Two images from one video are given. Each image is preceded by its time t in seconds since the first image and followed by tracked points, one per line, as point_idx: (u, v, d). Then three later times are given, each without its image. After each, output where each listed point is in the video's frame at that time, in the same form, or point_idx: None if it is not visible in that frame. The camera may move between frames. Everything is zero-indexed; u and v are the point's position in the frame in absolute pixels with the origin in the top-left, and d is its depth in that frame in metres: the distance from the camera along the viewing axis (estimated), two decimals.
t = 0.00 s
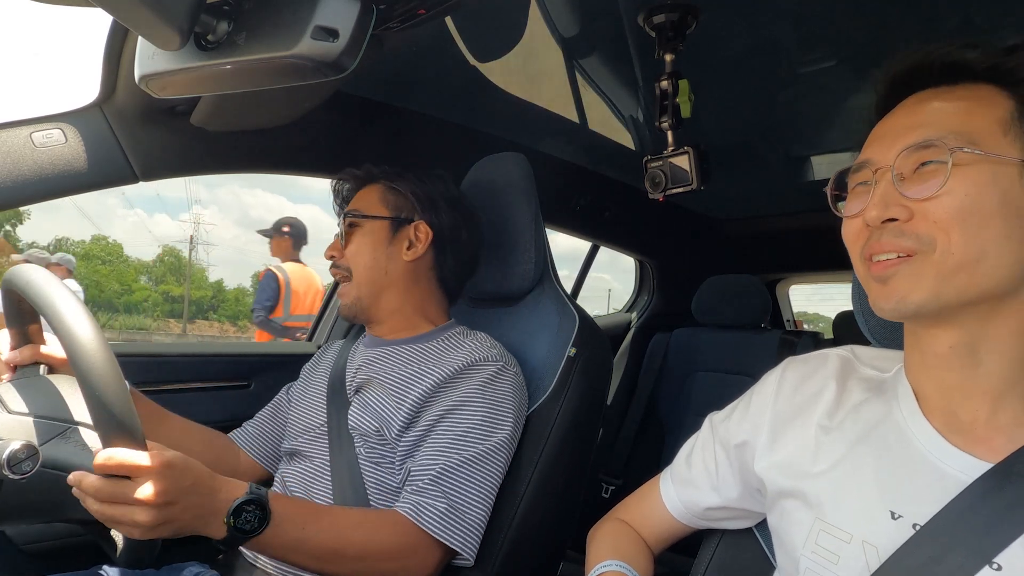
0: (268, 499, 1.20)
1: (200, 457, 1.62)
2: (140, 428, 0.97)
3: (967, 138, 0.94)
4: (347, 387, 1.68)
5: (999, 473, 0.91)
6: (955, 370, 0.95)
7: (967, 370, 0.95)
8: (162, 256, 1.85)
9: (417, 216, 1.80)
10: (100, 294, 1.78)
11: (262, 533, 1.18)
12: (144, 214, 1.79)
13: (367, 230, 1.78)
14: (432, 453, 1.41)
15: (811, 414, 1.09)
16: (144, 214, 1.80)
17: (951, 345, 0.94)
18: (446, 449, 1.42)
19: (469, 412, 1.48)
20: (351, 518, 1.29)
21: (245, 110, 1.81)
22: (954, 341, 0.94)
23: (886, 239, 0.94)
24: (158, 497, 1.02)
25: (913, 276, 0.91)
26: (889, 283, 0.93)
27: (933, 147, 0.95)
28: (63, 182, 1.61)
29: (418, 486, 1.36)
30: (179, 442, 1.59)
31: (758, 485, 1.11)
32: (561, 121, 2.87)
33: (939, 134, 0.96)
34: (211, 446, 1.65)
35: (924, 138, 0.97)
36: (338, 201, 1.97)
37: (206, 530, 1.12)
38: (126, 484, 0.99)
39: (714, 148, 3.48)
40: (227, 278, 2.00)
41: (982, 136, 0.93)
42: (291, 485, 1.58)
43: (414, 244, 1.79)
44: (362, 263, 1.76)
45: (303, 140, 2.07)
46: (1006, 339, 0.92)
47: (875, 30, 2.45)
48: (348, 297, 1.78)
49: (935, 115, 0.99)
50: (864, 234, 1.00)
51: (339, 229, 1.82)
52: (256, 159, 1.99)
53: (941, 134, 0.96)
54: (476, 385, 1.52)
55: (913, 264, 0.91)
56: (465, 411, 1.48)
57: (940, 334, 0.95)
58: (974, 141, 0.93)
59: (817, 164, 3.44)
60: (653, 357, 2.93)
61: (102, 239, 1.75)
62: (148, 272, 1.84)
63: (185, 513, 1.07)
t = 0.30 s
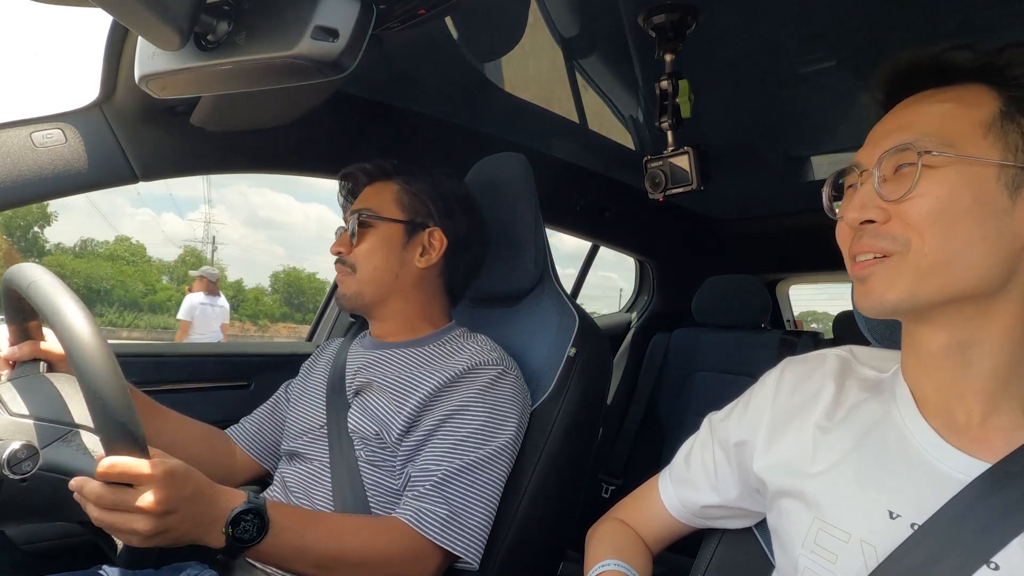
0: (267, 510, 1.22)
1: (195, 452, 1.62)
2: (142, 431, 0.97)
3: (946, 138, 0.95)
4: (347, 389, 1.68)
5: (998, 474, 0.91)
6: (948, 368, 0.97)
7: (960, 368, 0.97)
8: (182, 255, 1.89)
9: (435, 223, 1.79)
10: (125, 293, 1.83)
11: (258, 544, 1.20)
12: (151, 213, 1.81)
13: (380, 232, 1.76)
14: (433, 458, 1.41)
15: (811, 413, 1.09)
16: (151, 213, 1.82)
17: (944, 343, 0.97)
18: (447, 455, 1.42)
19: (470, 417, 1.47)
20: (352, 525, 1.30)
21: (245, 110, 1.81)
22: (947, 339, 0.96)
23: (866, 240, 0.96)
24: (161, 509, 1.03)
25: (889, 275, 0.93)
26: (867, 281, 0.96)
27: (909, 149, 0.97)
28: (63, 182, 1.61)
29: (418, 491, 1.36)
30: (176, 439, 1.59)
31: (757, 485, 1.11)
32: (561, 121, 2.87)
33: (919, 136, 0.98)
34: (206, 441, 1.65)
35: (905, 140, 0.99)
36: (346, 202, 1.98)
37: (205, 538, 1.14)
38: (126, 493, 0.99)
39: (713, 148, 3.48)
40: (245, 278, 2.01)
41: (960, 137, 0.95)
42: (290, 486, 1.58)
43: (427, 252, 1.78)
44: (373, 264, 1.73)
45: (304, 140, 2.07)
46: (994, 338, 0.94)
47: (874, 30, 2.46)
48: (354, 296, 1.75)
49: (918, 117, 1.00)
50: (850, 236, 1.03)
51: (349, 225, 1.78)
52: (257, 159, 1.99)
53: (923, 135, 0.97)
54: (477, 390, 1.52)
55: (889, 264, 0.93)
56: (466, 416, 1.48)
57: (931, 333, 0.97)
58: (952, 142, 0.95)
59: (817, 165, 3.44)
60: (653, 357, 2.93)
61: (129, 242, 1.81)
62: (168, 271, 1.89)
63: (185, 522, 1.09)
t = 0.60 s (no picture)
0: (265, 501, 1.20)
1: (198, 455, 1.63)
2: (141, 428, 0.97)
3: (913, 145, 0.99)
4: (347, 390, 1.68)
5: (1002, 476, 0.91)
6: (944, 370, 0.98)
7: (954, 367, 0.97)
8: (203, 259, 1.87)
9: (428, 223, 1.80)
10: (150, 297, 1.82)
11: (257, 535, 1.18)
12: (159, 215, 1.81)
13: (374, 234, 1.76)
14: (433, 459, 1.41)
15: (814, 415, 1.09)
16: (160, 215, 1.81)
17: (940, 344, 0.97)
18: (447, 456, 1.42)
19: (471, 419, 1.47)
20: (354, 524, 1.29)
21: (245, 109, 1.81)
22: (942, 340, 0.97)
23: (841, 247, 1.02)
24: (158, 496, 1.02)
25: (860, 281, 0.98)
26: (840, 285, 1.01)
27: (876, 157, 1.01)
28: (63, 182, 1.61)
29: (418, 492, 1.36)
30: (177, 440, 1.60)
31: (758, 486, 1.11)
32: (561, 121, 2.87)
33: (890, 143, 1.01)
34: (210, 445, 1.66)
35: (879, 147, 1.03)
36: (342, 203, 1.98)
37: (204, 530, 1.13)
38: (124, 479, 0.99)
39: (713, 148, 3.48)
40: (263, 280, 1.98)
41: (927, 144, 0.98)
42: (291, 487, 1.58)
43: (423, 250, 1.78)
44: (368, 267, 1.74)
45: (303, 139, 2.07)
46: (987, 337, 0.95)
47: (874, 30, 2.46)
48: (353, 301, 1.75)
49: (893, 124, 1.04)
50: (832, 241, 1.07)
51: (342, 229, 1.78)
52: (257, 158, 1.99)
53: (894, 142, 1.01)
54: (478, 392, 1.52)
55: (858, 271, 0.99)
56: (467, 418, 1.48)
57: (927, 334, 0.98)
58: (919, 148, 0.98)
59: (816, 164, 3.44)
60: (653, 357, 2.93)
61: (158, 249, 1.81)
62: (189, 274, 1.87)
63: (183, 511, 1.08)
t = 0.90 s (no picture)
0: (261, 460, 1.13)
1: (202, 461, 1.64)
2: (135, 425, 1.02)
3: (918, 145, 0.98)
4: (347, 388, 1.68)
5: (1002, 476, 0.91)
6: (944, 372, 0.97)
7: (953, 371, 0.97)
8: (219, 263, 1.96)
9: (400, 224, 1.76)
10: (168, 300, 1.92)
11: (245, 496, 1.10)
12: (162, 216, 1.85)
13: (352, 239, 1.76)
14: (427, 450, 1.41)
15: (814, 414, 1.09)
16: (163, 217, 1.85)
17: (939, 346, 0.97)
18: (440, 446, 1.41)
19: (468, 414, 1.48)
20: (346, 499, 1.25)
21: (245, 110, 1.81)
22: (942, 342, 0.96)
23: (842, 250, 1.01)
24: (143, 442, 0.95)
25: (861, 282, 0.98)
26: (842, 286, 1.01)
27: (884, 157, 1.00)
28: (63, 182, 1.61)
29: (408, 477, 1.36)
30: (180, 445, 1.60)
31: (758, 487, 1.11)
32: (561, 121, 2.87)
33: (894, 144, 1.01)
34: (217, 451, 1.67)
35: (883, 148, 1.02)
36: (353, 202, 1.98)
37: (193, 487, 1.04)
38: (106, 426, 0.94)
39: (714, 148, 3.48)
40: (278, 283, 2.11)
41: (932, 144, 0.97)
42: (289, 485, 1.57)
43: (395, 252, 1.75)
44: (347, 272, 1.75)
45: (303, 139, 2.07)
46: (985, 338, 0.94)
47: (873, 31, 2.46)
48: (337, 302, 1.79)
49: (895, 125, 1.04)
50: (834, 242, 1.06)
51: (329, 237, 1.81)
52: (257, 159, 1.99)
53: (899, 143, 1.00)
54: (475, 388, 1.52)
55: (859, 271, 0.99)
56: (463, 413, 1.48)
57: (927, 336, 0.97)
58: (923, 148, 0.98)
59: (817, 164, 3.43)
60: (653, 357, 2.93)
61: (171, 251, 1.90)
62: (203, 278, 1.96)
63: (172, 465, 1.00)
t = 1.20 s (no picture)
0: (261, 465, 1.14)
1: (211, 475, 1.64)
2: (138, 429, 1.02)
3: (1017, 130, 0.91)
4: (348, 389, 1.68)
5: (1003, 476, 0.90)
6: (966, 373, 0.94)
7: (983, 373, 0.93)
8: (232, 264, 1.99)
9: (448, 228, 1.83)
10: (184, 300, 1.95)
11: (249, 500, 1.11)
12: (162, 215, 1.84)
13: (395, 227, 1.78)
14: (429, 452, 1.41)
15: (814, 413, 1.09)
16: (162, 215, 1.84)
17: (969, 350, 0.93)
18: (443, 448, 1.41)
19: (470, 416, 1.48)
20: (348, 503, 1.25)
21: (244, 110, 1.81)
22: (971, 344, 0.92)
23: (931, 235, 0.88)
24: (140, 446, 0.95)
25: (957, 271, 0.86)
26: (931, 276, 0.88)
27: (984, 139, 0.90)
28: (63, 182, 1.62)
29: (410, 479, 1.36)
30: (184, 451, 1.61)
31: (759, 486, 1.11)
32: (561, 121, 2.87)
33: (985, 127, 0.93)
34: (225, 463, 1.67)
35: (972, 129, 0.93)
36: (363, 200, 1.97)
37: (193, 494, 1.04)
38: (108, 430, 0.93)
39: (714, 148, 3.48)
40: (289, 284, 2.14)
41: None
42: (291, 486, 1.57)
43: (436, 254, 1.81)
44: (382, 257, 1.75)
45: (304, 139, 2.07)
46: None
47: (873, 30, 2.46)
48: (354, 286, 1.75)
49: (976, 106, 0.95)
50: (900, 228, 0.94)
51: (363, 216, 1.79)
52: (258, 159, 1.99)
53: (994, 125, 0.92)
54: (477, 390, 1.52)
55: (958, 260, 0.86)
56: (466, 415, 1.48)
57: (957, 340, 0.93)
58: None
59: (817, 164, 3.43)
60: (653, 357, 2.93)
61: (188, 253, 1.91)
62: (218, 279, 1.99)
63: (173, 470, 1.00)
